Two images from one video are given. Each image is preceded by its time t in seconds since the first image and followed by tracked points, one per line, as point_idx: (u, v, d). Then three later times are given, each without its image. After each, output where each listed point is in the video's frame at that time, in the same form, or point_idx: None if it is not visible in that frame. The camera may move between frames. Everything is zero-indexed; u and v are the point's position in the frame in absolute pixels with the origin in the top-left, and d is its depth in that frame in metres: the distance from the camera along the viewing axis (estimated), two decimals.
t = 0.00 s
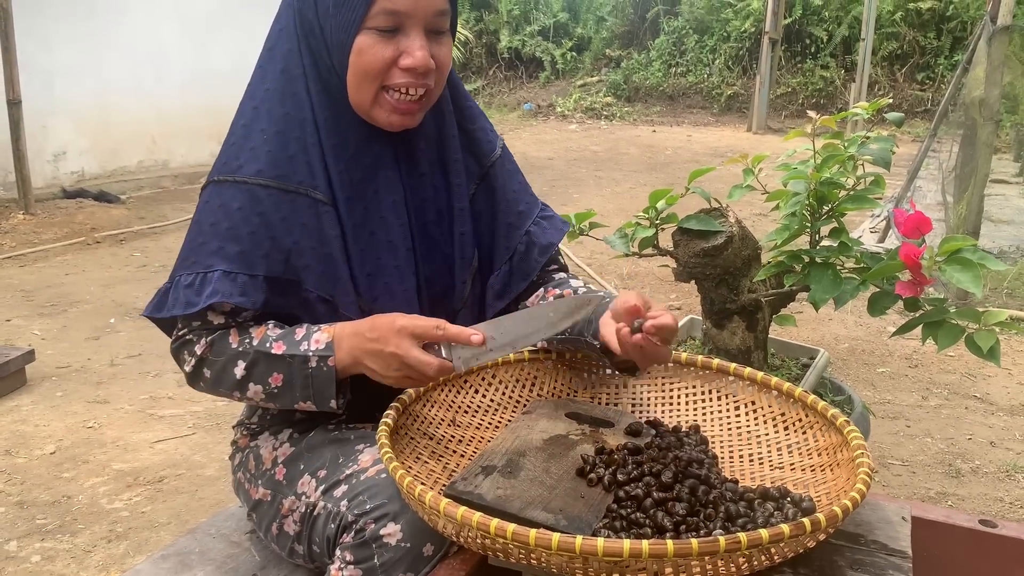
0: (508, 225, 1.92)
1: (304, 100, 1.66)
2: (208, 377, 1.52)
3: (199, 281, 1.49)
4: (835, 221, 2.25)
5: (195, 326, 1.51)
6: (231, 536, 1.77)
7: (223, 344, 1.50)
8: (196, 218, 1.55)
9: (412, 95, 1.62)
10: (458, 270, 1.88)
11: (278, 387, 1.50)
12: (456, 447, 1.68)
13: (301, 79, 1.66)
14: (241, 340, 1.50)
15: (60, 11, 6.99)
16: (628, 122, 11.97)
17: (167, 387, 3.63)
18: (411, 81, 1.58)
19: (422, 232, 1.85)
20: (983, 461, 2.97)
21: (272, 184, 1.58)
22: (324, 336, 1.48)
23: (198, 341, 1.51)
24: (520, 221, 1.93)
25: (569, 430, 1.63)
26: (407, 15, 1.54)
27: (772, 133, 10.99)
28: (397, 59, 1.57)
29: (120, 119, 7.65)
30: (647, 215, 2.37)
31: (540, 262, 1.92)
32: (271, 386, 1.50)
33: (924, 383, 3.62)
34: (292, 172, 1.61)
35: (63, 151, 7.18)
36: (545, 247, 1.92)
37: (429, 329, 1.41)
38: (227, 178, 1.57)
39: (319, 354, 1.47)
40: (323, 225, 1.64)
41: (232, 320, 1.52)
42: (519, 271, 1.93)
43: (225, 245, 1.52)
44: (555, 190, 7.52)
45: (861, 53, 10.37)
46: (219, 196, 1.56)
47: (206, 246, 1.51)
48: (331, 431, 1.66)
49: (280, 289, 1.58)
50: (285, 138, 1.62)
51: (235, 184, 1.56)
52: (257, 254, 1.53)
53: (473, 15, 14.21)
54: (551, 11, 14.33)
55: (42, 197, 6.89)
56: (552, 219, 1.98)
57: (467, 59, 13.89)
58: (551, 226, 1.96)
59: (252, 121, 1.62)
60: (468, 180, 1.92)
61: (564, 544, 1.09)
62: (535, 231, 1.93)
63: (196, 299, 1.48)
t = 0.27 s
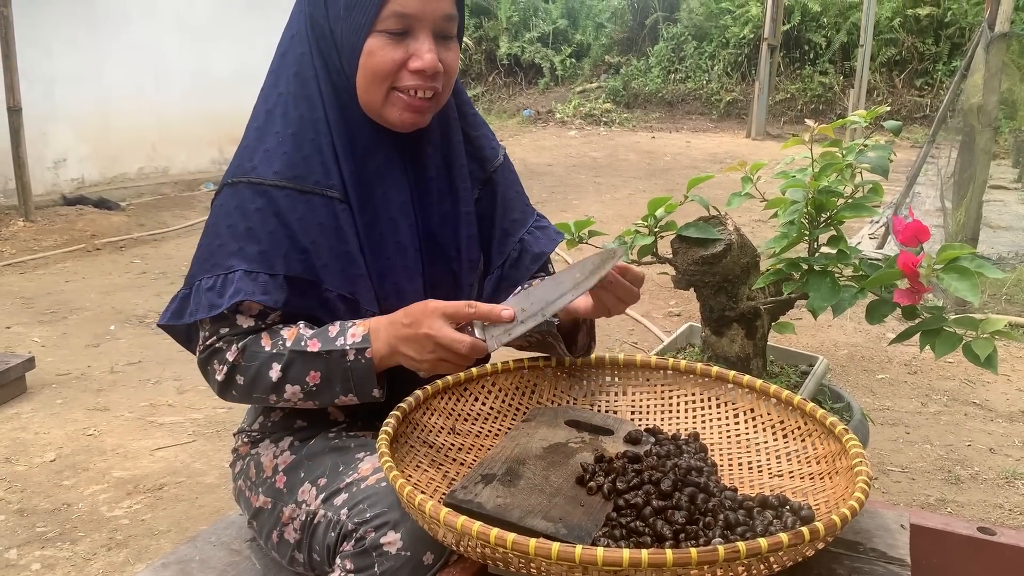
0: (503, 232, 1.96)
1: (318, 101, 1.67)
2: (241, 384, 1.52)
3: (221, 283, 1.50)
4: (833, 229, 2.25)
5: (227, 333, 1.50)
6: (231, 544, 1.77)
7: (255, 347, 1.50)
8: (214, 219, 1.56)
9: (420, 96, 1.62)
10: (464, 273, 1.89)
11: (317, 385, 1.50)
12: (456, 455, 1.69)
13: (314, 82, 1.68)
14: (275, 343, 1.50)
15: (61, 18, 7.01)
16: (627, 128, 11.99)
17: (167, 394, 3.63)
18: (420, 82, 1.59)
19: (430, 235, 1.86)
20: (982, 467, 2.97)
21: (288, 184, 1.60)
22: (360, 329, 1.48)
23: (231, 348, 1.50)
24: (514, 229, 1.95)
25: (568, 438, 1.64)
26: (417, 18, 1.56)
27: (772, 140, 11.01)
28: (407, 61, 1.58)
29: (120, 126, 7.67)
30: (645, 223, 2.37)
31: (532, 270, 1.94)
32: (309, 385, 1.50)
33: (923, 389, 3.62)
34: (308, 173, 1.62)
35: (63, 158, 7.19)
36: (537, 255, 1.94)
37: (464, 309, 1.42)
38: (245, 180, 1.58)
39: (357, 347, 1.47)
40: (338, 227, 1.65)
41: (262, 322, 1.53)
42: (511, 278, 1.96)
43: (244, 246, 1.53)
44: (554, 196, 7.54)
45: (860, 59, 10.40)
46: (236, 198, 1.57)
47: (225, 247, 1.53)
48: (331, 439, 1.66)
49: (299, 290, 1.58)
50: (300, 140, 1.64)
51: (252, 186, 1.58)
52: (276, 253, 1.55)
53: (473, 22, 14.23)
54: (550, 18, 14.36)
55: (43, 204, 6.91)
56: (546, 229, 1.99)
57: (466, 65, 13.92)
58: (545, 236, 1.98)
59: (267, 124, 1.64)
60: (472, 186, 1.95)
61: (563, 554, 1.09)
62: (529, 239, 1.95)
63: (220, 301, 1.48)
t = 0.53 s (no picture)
0: (497, 235, 1.95)
1: (313, 106, 1.68)
2: (238, 388, 1.51)
3: (217, 287, 1.50)
4: (831, 233, 2.25)
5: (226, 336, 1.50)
6: (229, 549, 1.77)
7: (252, 350, 1.50)
8: (211, 224, 1.57)
9: (413, 99, 1.62)
10: (458, 277, 1.89)
11: (313, 386, 1.50)
12: (454, 459, 1.69)
13: (308, 86, 1.68)
14: (271, 344, 1.50)
15: (60, 24, 7.02)
16: (626, 132, 12.01)
17: (165, 399, 3.63)
18: (413, 86, 1.59)
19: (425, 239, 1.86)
20: (981, 470, 2.97)
21: (283, 189, 1.60)
22: (354, 327, 1.48)
23: (228, 352, 1.50)
24: (509, 231, 1.94)
25: (566, 442, 1.63)
26: (410, 23, 1.56)
27: (770, 144, 11.04)
28: (400, 66, 1.58)
29: (119, 131, 7.67)
30: (643, 227, 2.37)
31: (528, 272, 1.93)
32: (305, 385, 1.50)
33: (922, 393, 3.62)
34: (303, 177, 1.63)
35: (61, 163, 7.20)
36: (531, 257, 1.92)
37: (452, 295, 1.38)
38: (241, 185, 1.58)
39: (352, 345, 1.47)
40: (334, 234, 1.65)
41: (260, 325, 1.53)
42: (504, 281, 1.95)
43: (240, 250, 1.53)
44: (553, 200, 7.54)
45: (857, 63, 10.42)
46: (233, 202, 1.58)
47: (220, 252, 1.53)
48: (329, 444, 1.66)
49: (294, 293, 1.59)
50: (295, 144, 1.64)
51: (249, 190, 1.58)
52: (272, 257, 1.55)
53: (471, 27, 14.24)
54: (549, 22, 14.38)
55: (41, 209, 6.90)
56: (542, 232, 1.99)
57: (465, 70, 13.95)
58: (540, 238, 1.97)
59: (263, 129, 1.65)
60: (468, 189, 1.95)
61: (562, 557, 1.09)
62: (524, 241, 1.94)
63: (217, 304, 1.48)
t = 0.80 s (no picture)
0: (492, 236, 1.95)
1: (303, 110, 1.68)
2: (233, 394, 1.51)
3: (211, 292, 1.50)
4: (828, 234, 2.26)
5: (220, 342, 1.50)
6: (226, 552, 1.77)
7: (246, 356, 1.50)
8: (204, 230, 1.57)
9: (401, 103, 1.62)
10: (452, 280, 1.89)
11: (306, 392, 1.50)
12: (451, 461, 1.69)
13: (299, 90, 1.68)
14: (264, 350, 1.49)
15: (57, 26, 7.02)
16: (623, 134, 12.02)
17: (162, 401, 3.62)
18: (402, 90, 1.59)
19: (418, 242, 1.86)
20: (979, 471, 2.97)
21: (275, 193, 1.60)
22: (344, 332, 1.47)
23: (222, 358, 1.50)
24: (504, 233, 1.94)
25: (564, 443, 1.63)
26: (397, 26, 1.56)
27: (767, 145, 11.05)
28: (388, 69, 1.58)
29: (116, 133, 7.66)
30: (641, 228, 2.37)
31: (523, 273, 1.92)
32: (298, 392, 1.50)
33: (919, 394, 3.63)
34: (295, 182, 1.63)
35: (58, 165, 7.19)
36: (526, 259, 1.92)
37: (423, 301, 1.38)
38: (233, 190, 1.58)
39: (343, 351, 1.46)
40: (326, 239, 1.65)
41: (254, 330, 1.53)
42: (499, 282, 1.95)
43: (233, 255, 1.53)
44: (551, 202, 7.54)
45: (855, 64, 10.44)
46: (226, 206, 1.57)
47: (213, 257, 1.53)
48: (327, 446, 1.66)
49: (287, 297, 1.59)
50: (287, 149, 1.64)
51: (241, 195, 1.58)
52: (265, 262, 1.55)
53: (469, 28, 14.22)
54: (546, 24, 14.39)
55: (38, 211, 6.89)
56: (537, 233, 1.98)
57: (462, 71, 13.96)
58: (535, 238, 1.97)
59: (254, 133, 1.64)
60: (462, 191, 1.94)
61: (559, 560, 1.08)
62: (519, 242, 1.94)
63: (211, 310, 1.48)
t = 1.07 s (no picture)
0: (481, 237, 1.95)
1: (288, 114, 1.68)
2: (226, 401, 1.51)
3: (200, 299, 1.50)
4: (822, 234, 2.26)
5: (212, 349, 1.50)
6: (220, 553, 1.77)
7: (239, 364, 1.49)
8: (192, 236, 1.57)
9: (385, 104, 1.62)
10: (442, 282, 1.89)
11: (300, 400, 1.49)
12: (445, 463, 1.69)
13: (284, 95, 1.68)
14: (257, 357, 1.49)
15: (52, 27, 7.00)
16: (619, 134, 12.03)
17: (157, 403, 3.61)
18: (386, 91, 1.59)
19: (407, 244, 1.87)
20: (973, 471, 2.98)
21: (262, 199, 1.60)
22: (339, 339, 1.47)
23: (214, 365, 1.49)
24: (493, 232, 1.94)
25: (557, 444, 1.63)
26: (377, 27, 1.56)
27: (762, 145, 11.07)
28: (370, 71, 1.58)
29: (111, 133, 7.65)
30: (634, 229, 2.37)
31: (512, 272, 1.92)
32: (292, 399, 1.49)
33: (914, 393, 3.63)
34: (282, 187, 1.63)
35: (53, 166, 7.17)
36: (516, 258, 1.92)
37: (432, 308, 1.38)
38: (219, 196, 1.58)
39: (338, 357, 1.46)
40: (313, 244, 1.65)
41: (246, 336, 1.52)
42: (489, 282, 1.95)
43: (222, 261, 1.53)
44: (546, 202, 7.54)
45: (850, 64, 10.45)
46: (213, 213, 1.57)
47: (202, 264, 1.53)
48: (320, 448, 1.66)
49: (277, 303, 1.59)
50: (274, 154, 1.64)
51: (228, 202, 1.58)
52: (254, 267, 1.55)
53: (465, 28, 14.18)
54: (542, 24, 14.40)
55: (32, 212, 6.87)
56: (527, 232, 1.98)
57: (458, 72, 13.95)
58: (525, 237, 1.96)
59: (240, 140, 1.65)
60: (451, 192, 1.94)
61: (552, 561, 1.09)
62: (509, 242, 1.94)
63: (201, 318, 1.48)
